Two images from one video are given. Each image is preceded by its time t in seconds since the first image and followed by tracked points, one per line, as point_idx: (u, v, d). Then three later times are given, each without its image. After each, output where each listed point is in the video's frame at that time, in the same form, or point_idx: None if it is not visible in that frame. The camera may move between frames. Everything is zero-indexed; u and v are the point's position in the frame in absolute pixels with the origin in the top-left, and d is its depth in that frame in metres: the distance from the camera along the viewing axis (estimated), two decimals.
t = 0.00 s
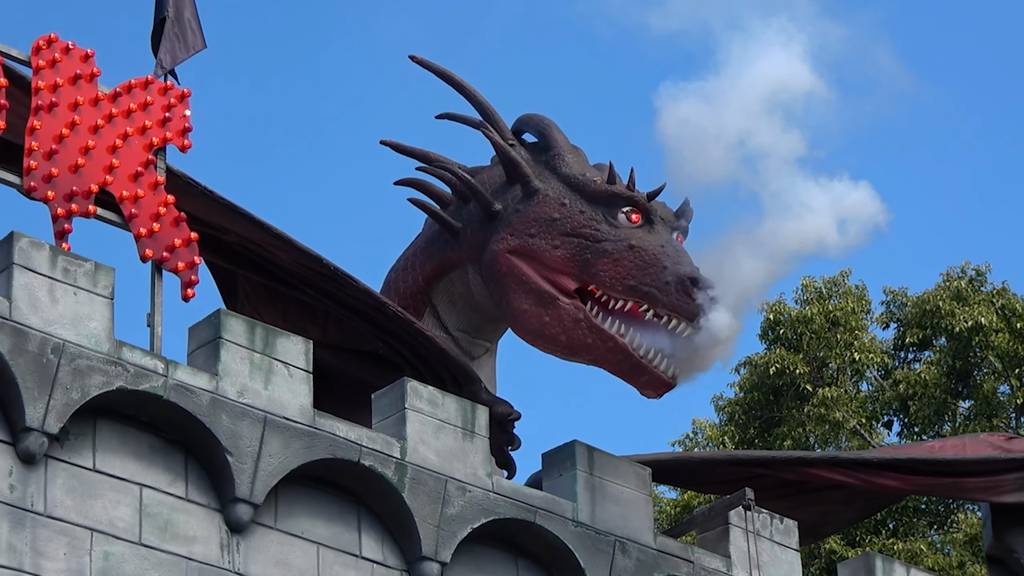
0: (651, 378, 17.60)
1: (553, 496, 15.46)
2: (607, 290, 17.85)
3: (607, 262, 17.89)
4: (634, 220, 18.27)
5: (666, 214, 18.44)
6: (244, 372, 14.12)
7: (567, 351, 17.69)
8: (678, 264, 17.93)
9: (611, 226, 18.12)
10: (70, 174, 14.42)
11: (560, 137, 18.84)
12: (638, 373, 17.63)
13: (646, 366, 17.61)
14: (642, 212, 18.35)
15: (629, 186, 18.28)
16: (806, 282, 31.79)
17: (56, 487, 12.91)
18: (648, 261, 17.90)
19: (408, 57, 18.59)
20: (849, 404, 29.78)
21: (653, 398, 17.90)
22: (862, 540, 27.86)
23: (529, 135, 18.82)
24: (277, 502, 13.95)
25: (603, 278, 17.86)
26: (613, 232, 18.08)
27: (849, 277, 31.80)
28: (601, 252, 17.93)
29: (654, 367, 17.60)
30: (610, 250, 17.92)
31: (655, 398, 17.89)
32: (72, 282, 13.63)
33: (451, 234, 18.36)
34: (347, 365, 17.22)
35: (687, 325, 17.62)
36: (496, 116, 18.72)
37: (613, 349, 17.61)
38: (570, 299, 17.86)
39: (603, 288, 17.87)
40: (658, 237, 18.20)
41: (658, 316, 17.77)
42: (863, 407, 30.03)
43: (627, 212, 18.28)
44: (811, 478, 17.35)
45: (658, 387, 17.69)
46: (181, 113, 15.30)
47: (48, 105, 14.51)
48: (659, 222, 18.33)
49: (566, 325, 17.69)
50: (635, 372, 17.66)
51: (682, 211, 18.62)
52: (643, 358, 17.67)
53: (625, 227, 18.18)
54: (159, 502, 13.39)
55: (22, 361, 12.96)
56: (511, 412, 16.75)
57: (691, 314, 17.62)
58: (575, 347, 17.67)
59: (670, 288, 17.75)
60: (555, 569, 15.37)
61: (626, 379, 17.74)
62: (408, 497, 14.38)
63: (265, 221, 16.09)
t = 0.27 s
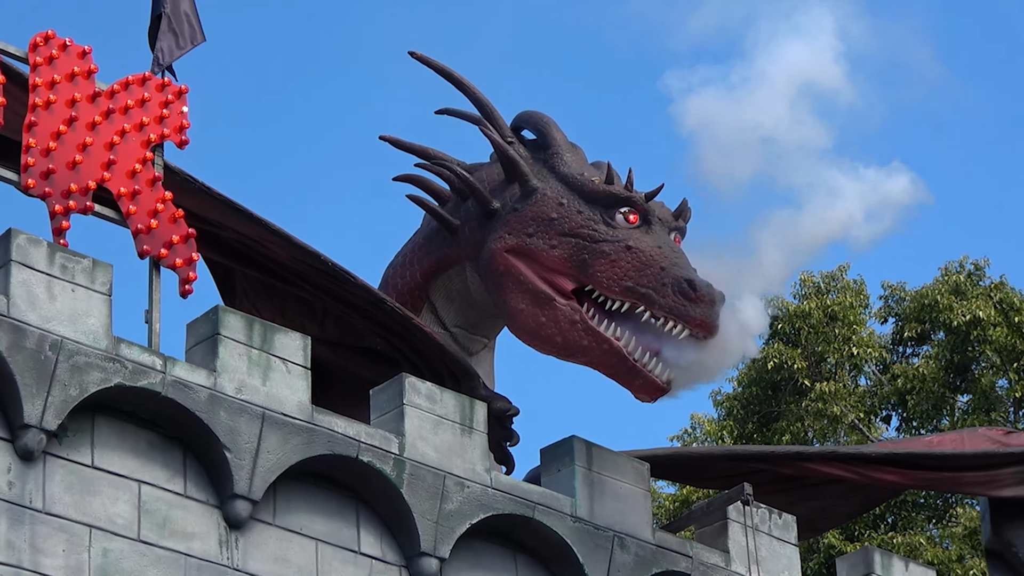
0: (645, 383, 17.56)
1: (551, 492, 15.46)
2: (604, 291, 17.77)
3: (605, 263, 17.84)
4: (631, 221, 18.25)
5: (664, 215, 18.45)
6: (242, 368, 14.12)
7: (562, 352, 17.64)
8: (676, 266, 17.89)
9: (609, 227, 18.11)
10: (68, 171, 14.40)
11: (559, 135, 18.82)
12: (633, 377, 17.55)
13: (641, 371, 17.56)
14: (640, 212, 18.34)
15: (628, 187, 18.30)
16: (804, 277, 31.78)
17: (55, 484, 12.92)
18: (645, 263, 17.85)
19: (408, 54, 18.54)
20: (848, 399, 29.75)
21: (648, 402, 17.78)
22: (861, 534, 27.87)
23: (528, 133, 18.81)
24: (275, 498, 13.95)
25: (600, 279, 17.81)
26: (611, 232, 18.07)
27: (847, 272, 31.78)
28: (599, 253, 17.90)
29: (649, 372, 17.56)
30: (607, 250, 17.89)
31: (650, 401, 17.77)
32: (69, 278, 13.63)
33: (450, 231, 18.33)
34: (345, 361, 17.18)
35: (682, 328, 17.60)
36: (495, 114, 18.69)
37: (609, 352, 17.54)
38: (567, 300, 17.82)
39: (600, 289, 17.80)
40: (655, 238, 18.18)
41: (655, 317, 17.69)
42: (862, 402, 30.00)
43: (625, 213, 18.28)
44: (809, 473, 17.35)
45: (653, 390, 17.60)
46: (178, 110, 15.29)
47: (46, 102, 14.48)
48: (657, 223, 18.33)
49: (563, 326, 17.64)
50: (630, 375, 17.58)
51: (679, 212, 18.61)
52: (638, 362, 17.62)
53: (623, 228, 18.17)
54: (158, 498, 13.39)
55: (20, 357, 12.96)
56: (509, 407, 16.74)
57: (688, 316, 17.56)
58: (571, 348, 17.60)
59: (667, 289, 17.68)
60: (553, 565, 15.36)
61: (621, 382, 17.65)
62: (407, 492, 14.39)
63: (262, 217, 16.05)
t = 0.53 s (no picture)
0: (642, 381, 17.36)
1: (553, 487, 15.46)
2: (604, 287, 17.57)
3: (605, 258, 17.65)
4: (631, 216, 18.06)
5: (664, 210, 18.25)
6: (243, 364, 14.12)
7: (561, 349, 17.51)
8: (675, 261, 17.65)
9: (608, 222, 17.95)
10: (69, 167, 14.37)
11: (560, 131, 18.75)
12: (630, 375, 17.37)
13: (638, 369, 17.37)
14: (640, 208, 18.14)
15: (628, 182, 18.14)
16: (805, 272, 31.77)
17: (56, 480, 12.93)
18: (647, 259, 17.61)
19: (408, 50, 18.54)
20: (849, 394, 29.83)
21: (646, 400, 17.55)
22: (862, 529, 27.88)
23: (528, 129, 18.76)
24: (277, 495, 13.95)
25: (600, 274, 17.61)
26: (611, 228, 17.89)
27: (848, 267, 31.76)
28: (599, 248, 17.73)
29: (647, 370, 17.36)
30: (606, 246, 17.71)
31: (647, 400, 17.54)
32: (71, 275, 13.63)
33: (450, 227, 18.35)
34: (345, 357, 17.21)
35: (682, 325, 17.34)
36: (495, 109, 18.68)
37: (607, 350, 17.38)
38: (567, 296, 17.67)
39: (600, 284, 17.60)
40: (655, 233, 17.96)
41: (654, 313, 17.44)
42: (863, 397, 30.00)
43: (625, 208, 18.09)
44: (810, 468, 17.34)
45: (651, 388, 17.38)
46: (179, 106, 15.27)
47: (46, 98, 14.46)
48: (657, 219, 18.11)
49: (562, 323, 17.50)
50: (628, 373, 17.39)
51: (679, 205, 18.40)
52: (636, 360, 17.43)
53: (623, 223, 17.99)
54: (159, 494, 13.40)
55: (21, 354, 12.96)
56: (510, 403, 16.73)
57: (687, 311, 17.30)
58: (570, 346, 17.46)
59: (667, 285, 17.45)
60: (555, 560, 15.36)
61: (619, 380, 17.47)
62: (408, 489, 14.38)
63: (263, 214, 15.99)
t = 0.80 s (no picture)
0: (641, 378, 17.30)
1: (555, 484, 15.46)
2: (605, 280, 17.47)
3: (605, 251, 17.57)
4: (631, 209, 17.96)
5: (665, 203, 18.14)
6: (245, 362, 14.12)
7: (561, 345, 17.48)
8: (676, 253, 17.51)
9: (608, 214, 17.87)
10: (70, 164, 14.34)
11: (560, 126, 18.74)
12: (628, 372, 17.32)
13: (636, 366, 17.31)
14: (641, 201, 18.06)
15: (628, 175, 18.05)
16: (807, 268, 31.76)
17: (58, 478, 12.94)
18: (648, 251, 17.48)
19: (408, 47, 18.54)
20: (851, 390, 29.72)
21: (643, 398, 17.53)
22: (864, 525, 27.88)
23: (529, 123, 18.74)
24: (279, 492, 13.96)
25: (600, 267, 17.52)
26: (611, 221, 17.81)
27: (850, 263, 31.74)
28: (599, 241, 17.64)
29: (645, 368, 17.30)
30: (606, 239, 17.63)
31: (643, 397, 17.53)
32: (72, 272, 13.64)
33: (451, 223, 18.29)
34: (347, 354, 17.16)
35: (682, 316, 17.17)
36: (495, 105, 18.63)
37: (606, 346, 17.33)
38: (567, 291, 17.64)
39: (601, 278, 17.51)
40: (656, 226, 17.86)
41: (656, 305, 17.29)
42: (866, 393, 29.94)
43: (625, 201, 18.01)
44: (813, 464, 17.34)
45: (649, 385, 17.34)
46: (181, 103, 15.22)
47: (48, 96, 14.43)
48: (657, 211, 18.02)
49: (561, 318, 17.47)
50: (627, 370, 17.34)
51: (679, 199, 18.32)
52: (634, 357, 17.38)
53: (623, 216, 17.89)
54: (161, 492, 13.41)
55: (23, 352, 12.96)
56: (512, 400, 16.71)
57: (688, 302, 17.13)
58: (570, 340, 17.43)
59: (667, 276, 17.29)
60: (557, 557, 15.36)
61: (618, 377, 17.42)
62: (410, 486, 14.38)
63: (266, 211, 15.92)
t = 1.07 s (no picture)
0: (642, 373, 17.32)
1: (560, 482, 15.46)
2: (607, 271, 17.48)
3: (608, 243, 17.57)
4: (633, 201, 17.96)
5: (666, 194, 18.15)
6: (249, 360, 14.13)
7: (564, 339, 17.47)
8: (678, 243, 17.51)
9: (610, 206, 17.86)
10: (74, 164, 14.16)
11: (562, 121, 18.64)
12: (630, 367, 17.34)
13: (638, 361, 17.34)
14: (642, 193, 18.06)
15: (629, 167, 18.03)
16: (810, 266, 31.77)
17: (63, 477, 12.98)
18: (651, 243, 17.49)
19: (408, 46, 18.54)
20: (856, 388, 29.77)
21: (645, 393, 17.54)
22: (869, 522, 27.87)
23: (530, 118, 18.68)
24: (284, 491, 13.97)
25: (603, 259, 17.53)
26: (613, 213, 17.80)
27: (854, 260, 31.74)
28: (601, 234, 17.64)
29: (646, 363, 17.34)
30: (609, 231, 17.62)
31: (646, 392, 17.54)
32: (77, 271, 13.68)
33: (454, 219, 18.29)
34: (352, 352, 17.07)
35: (685, 307, 17.17)
36: (496, 102, 18.52)
37: (608, 340, 17.35)
38: (569, 285, 17.62)
39: (603, 270, 17.52)
40: (658, 218, 17.86)
41: (658, 296, 17.30)
42: (869, 390, 29.98)
43: (626, 193, 18.00)
44: (817, 462, 17.33)
45: (651, 380, 17.35)
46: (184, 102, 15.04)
47: (52, 95, 14.24)
48: (659, 202, 18.02)
49: (564, 313, 17.46)
50: (628, 364, 17.36)
51: (681, 190, 18.31)
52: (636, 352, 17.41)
53: (625, 208, 17.89)
54: (166, 491, 13.43)
55: (28, 351, 13.01)
56: (517, 398, 16.71)
57: (691, 292, 17.14)
58: (573, 335, 17.42)
59: (670, 267, 17.31)
60: (562, 555, 15.36)
61: (620, 372, 17.45)
62: (415, 484, 14.39)
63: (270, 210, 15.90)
